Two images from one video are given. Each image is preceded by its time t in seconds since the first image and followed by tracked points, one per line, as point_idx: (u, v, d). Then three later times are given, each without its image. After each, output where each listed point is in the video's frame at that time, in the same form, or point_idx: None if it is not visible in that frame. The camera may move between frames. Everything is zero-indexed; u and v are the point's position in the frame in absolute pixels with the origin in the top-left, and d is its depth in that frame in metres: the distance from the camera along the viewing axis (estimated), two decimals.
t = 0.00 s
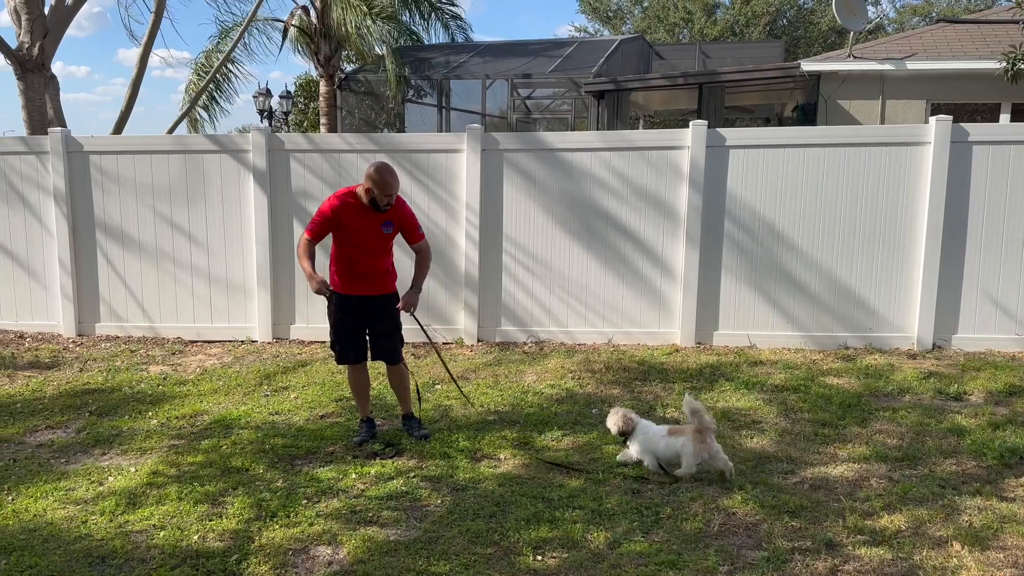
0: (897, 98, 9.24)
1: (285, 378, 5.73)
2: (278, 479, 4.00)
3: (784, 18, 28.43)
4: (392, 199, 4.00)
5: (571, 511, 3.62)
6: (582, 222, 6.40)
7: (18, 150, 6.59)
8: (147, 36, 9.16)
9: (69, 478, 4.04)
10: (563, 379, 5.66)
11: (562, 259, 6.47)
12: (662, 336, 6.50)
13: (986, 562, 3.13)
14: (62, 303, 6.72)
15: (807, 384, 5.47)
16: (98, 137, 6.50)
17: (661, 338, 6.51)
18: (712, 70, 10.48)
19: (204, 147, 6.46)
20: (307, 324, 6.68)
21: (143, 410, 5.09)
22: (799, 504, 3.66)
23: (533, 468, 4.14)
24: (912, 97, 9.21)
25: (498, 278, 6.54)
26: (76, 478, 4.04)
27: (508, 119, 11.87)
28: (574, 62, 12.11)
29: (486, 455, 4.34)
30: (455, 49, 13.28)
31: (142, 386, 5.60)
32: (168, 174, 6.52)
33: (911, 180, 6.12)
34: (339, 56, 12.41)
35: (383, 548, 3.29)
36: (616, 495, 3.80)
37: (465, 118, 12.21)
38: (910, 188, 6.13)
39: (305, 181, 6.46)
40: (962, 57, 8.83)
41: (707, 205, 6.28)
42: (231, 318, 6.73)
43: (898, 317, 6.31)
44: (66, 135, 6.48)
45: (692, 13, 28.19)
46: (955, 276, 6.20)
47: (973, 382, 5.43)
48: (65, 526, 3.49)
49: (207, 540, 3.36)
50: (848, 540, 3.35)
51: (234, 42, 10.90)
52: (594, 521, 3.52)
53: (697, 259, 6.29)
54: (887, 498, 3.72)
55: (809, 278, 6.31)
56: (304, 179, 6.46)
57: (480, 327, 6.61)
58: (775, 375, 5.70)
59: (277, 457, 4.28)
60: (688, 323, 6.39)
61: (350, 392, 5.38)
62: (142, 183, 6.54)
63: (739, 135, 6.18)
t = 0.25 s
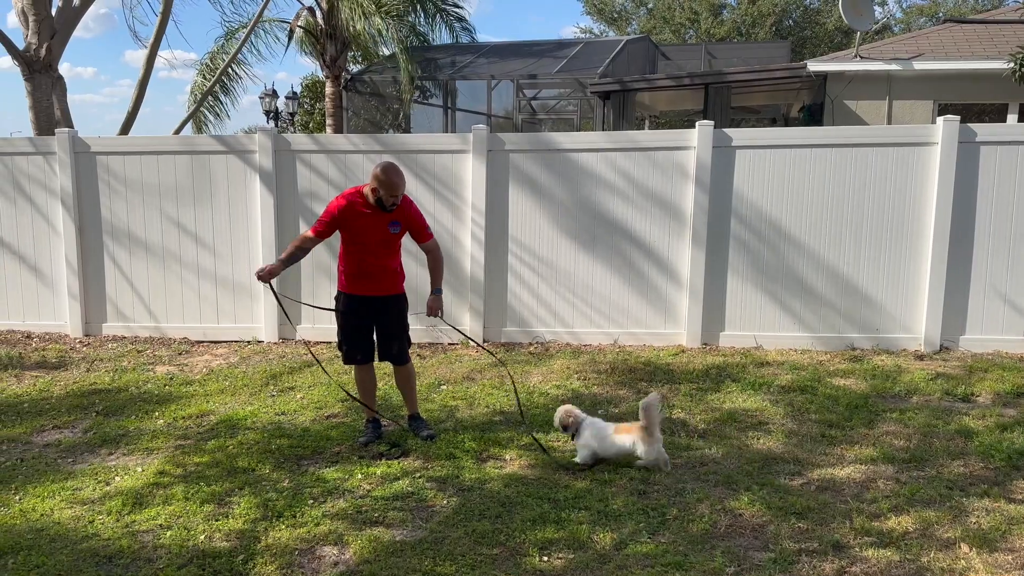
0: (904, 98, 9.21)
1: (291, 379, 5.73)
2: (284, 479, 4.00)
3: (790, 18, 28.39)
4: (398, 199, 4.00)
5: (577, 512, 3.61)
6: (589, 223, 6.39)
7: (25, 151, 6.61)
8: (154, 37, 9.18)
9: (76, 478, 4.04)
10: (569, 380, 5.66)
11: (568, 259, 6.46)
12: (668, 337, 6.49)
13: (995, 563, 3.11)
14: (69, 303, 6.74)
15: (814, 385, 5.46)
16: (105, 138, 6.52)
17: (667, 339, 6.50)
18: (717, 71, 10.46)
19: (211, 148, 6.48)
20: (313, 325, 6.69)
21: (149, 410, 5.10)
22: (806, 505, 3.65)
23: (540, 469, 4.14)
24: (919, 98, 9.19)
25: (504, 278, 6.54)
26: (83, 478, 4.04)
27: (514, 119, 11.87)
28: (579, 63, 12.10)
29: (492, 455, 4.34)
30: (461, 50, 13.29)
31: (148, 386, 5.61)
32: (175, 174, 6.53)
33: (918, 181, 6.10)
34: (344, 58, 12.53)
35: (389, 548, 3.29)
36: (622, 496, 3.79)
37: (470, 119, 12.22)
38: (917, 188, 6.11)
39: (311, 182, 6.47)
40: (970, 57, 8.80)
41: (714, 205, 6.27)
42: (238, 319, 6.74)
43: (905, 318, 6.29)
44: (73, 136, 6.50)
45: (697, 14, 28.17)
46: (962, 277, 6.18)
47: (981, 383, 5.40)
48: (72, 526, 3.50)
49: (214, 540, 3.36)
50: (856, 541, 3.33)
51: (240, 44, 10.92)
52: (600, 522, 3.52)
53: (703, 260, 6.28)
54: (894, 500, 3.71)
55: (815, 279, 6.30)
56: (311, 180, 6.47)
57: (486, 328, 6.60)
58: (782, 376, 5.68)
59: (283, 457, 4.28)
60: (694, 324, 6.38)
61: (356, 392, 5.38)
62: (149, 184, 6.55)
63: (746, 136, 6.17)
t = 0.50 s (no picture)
0: (910, 98, 9.19)
1: (296, 379, 5.74)
2: (289, 479, 4.00)
3: (796, 19, 28.36)
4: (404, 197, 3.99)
5: (583, 513, 3.60)
6: (594, 223, 6.39)
7: (32, 152, 6.63)
8: (160, 38, 9.20)
9: (83, 478, 4.05)
10: (574, 381, 5.65)
11: (573, 260, 6.46)
12: (673, 337, 6.48)
13: (1002, 565, 3.10)
14: (76, 303, 6.76)
15: (820, 386, 5.44)
16: (112, 138, 6.53)
17: (673, 339, 6.49)
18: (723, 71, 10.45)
19: (217, 148, 6.49)
20: (318, 325, 6.69)
21: (155, 410, 5.11)
22: (812, 506, 3.64)
23: (545, 469, 4.13)
24: (926, 98, 9.16)
25: (510, 279, 6.54)
26: (89, 478, 4.05)
27: (519, 120, 11.87)
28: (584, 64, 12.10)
29: (498, 456, 4.33)
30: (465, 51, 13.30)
31: (154, 386, 5.62)
32: (181, 175, 6.54)
33: (925, 181, 6.09)
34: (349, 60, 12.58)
35: (395, 549, 3.28)
36: (628, 497, 3.78)
37: (475, 120, 12.22)
38: (924, 189, 6.09)
39: (317, 183, 6.48)
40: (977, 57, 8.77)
41: (719, 206, 6.26)
42: (243, 319, 6.75)
43: (912, 319, 6.28)
44: (80, 136, 6.52)
45: (703, 14, 28.14)
46: (969, 277, 6.16)
47: (988, 384, 5.38)
48: (78, 526, 3.50)
49: (220, 540, 3.36)
50: (863, 543, 3.32)
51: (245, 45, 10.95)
52: (606, 523, 3.51)
53: (709, 261, 6.26)
54: (901, 501, 3.69)
55: (821, 280, 6.28)
56: (316, 181, 6.48)
57: (491, 329, 6.60)
58: (788, 377, 5.67)
59: (289, 457, 4.28)
60: (699, 324, 6.37)
61: (361, 393, 5.38)
62: (155, 184, 6.56)
63: (751, 136, 6.15)
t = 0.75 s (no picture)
0: (916, 98, 9.16)
1: (301, 379, 5.74)
2: (295, 480, 4.00)
3: (801, 18, 28.32)
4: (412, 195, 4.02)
5: (587, 514, 3.60)
6: (599, 223, 6.38)
7: (39, 152, 6.65)
8: (165, 39, 9.23)
9: (88, 477, 4.06)
10: (578, 381, 5.65)
11: (578, 260, 6.45)
12: (679, 337, 6.47)
13: (1009, 567, 3.08)
14: (82, 304, 6.77)
15: (826, 386, 5.43)
16: (118, 139, 6.55)
17: (678, 340, 6.48)
18: (728, 71, 10.43)
19: (222, 149, 6.50)
20: (323, 325, 6.70)
21: (161, 410, 5.11)
22: (818, 507, 3.63)
23: (550, 470, 4.13)
24: (932, 97, 9.14)
25: (515, 279, 6.53)
26: (95, 477, 4.06)
27: (523, 120, 11.87)
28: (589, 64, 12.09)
29: (502, 456, 4.33)
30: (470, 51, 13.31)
31: (160, 387, 5.63)
32: (187, 175, 6.56)
33: (931, 181, 6.07)
34: (354, 61, 12.57)
35: (400, 549, 3.29)
36: (633, 497, 3.78)
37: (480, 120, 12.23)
38: (930, 189, 6.08)
39: (322, 183, 6.49)
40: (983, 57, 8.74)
41: (724, 206, 6.25)
42: (249, 320, 6.76)
43: (918, 320, 6.26)
44: (86, 137, 6.53)
45: (708, 14, 28.13)
46: (975, 278, 6.14)
47: (994, 385, 5.36)
48: (84, 525, 3.50)
49: (226, 540, 3.36)
50: (868, 544, 3.31)
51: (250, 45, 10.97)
52: (611, 524, 3.50)
53: (714, 261, 6.26)
54: (907, 502, 3.68)
55: (827, 280, 6.27)
56: (322, 181, 6.49)
57: (496, 329, 6.60)
58: (793, 378, 5.65)
59: (294, 457, 4.29)
60: (704, 325, 6.36)
61: (366, 393, 5.39)
62: (161, 185, 6.58)
63: (757, 136, 6.14)
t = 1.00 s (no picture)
0: (922, 97, 9.13)
1: (306, 379, 5.75)
2: (300, 480, 4.01)
3: (806, 18, 28.29)
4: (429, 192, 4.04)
5: (593, 515, 3.59)
6: (603, 224, 6.38)
7: (45, 153, 6.67)
8: (170, 40, 9.25)
9: (94, 478, 4.07)
10: (583, 382, 5.65)
11: (582, 261, 6.45)
12: (683, 338, 6.47)
13: (1016, 568, 3.07)
14: (87, 304, 6.79)
15: (831, 387, 5.42)
16: (124, 140, 6.57)
17: (682, 340, 6.48)
18: (732, 71, 10.42)
19: (227, 149, 6.51)
20: (328, 325, 6.70)
21: (166, 411, 5.12)
22: (824, 508, 3.62)
23: (555, 470, 4.12)
24: (937, 97, 9.12)
25: (520, 279, 6.53)
26: (101, 477, 4.06)
27: (527, 120, 11.87)
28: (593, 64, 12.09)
29: (507, 456, 4.33)
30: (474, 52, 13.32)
31: (166, 387, 5.64)
32: (192, 176, 6.57)
33: (936, 181, 6.06)
34: (359, 61, 12.62)
35: (405, 549, 3.29)
36: (638, 498, 3.78)
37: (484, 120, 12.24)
38: (935, 189, 6.06)
39: (327, 184, 6.49)
40: (988, 56, 8.72)
41: (729, 206, 6.24)
42: (254, 320, 6.77)
43: (923, 320, 6.25)
44: (92, 138, 6.55)
45: (712, 14, 28.13)
46: (981, 278, 6.13)
47: (1000, 386, 5.34)
48: (90, 526, 3.51)
49: (231, 541, 3.37)
50: (874, 545, 3.30)
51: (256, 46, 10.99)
52: (616, 524, 3.50)
53: (719, 262, 6.25)
54: (913, 503, 3.67)
55: (832, 281, 6.26)
56: (326, 182, 6.49)
57: (500, 329, 6.60)
58: (799, 378, 5.64)
59: (299, 457, 4.29)
60: (709, 325, 6.35)
61: (371, 393, 5.39)
62: (166, 186, 6.59)
63: (762, 136, 6.13)
